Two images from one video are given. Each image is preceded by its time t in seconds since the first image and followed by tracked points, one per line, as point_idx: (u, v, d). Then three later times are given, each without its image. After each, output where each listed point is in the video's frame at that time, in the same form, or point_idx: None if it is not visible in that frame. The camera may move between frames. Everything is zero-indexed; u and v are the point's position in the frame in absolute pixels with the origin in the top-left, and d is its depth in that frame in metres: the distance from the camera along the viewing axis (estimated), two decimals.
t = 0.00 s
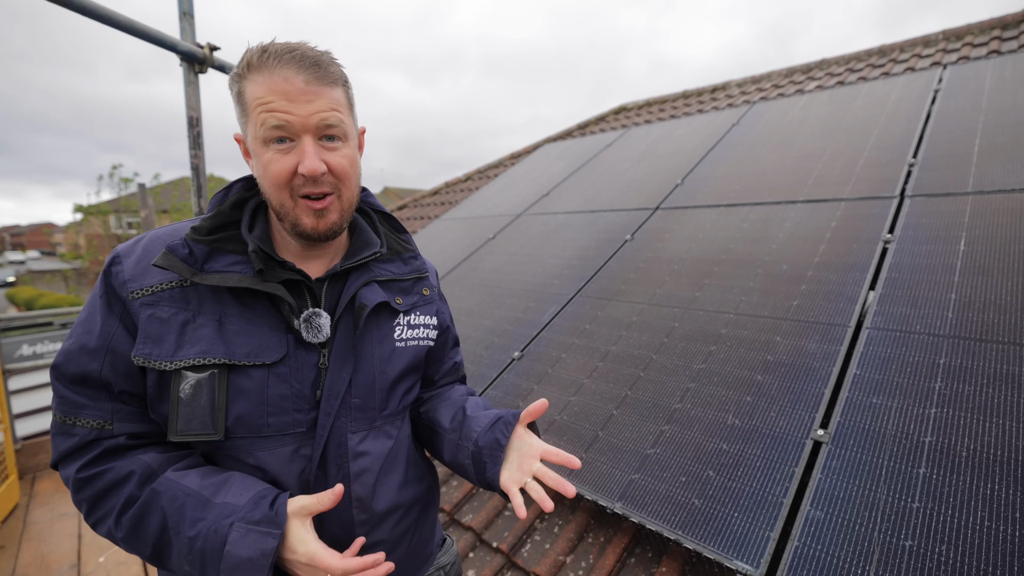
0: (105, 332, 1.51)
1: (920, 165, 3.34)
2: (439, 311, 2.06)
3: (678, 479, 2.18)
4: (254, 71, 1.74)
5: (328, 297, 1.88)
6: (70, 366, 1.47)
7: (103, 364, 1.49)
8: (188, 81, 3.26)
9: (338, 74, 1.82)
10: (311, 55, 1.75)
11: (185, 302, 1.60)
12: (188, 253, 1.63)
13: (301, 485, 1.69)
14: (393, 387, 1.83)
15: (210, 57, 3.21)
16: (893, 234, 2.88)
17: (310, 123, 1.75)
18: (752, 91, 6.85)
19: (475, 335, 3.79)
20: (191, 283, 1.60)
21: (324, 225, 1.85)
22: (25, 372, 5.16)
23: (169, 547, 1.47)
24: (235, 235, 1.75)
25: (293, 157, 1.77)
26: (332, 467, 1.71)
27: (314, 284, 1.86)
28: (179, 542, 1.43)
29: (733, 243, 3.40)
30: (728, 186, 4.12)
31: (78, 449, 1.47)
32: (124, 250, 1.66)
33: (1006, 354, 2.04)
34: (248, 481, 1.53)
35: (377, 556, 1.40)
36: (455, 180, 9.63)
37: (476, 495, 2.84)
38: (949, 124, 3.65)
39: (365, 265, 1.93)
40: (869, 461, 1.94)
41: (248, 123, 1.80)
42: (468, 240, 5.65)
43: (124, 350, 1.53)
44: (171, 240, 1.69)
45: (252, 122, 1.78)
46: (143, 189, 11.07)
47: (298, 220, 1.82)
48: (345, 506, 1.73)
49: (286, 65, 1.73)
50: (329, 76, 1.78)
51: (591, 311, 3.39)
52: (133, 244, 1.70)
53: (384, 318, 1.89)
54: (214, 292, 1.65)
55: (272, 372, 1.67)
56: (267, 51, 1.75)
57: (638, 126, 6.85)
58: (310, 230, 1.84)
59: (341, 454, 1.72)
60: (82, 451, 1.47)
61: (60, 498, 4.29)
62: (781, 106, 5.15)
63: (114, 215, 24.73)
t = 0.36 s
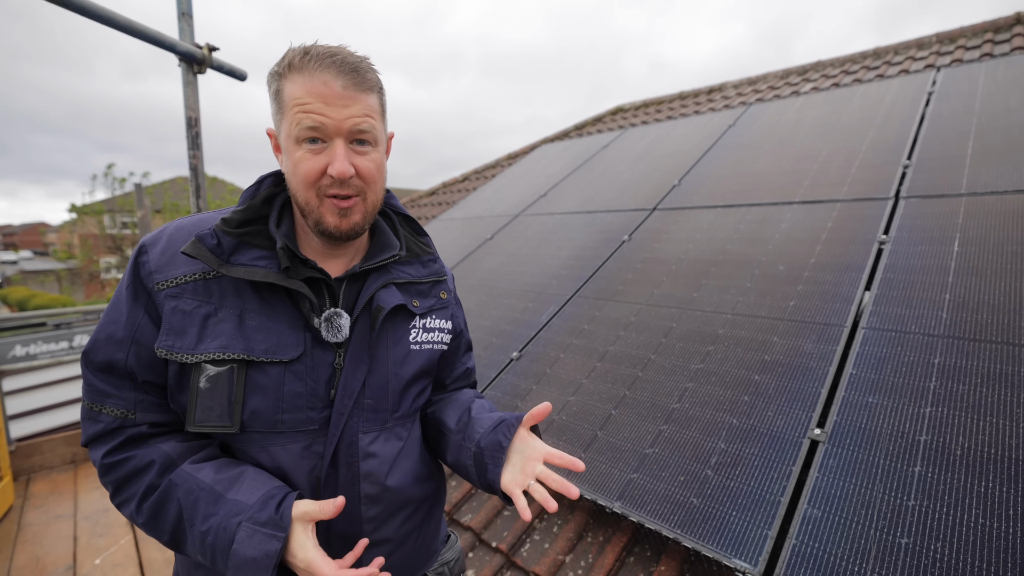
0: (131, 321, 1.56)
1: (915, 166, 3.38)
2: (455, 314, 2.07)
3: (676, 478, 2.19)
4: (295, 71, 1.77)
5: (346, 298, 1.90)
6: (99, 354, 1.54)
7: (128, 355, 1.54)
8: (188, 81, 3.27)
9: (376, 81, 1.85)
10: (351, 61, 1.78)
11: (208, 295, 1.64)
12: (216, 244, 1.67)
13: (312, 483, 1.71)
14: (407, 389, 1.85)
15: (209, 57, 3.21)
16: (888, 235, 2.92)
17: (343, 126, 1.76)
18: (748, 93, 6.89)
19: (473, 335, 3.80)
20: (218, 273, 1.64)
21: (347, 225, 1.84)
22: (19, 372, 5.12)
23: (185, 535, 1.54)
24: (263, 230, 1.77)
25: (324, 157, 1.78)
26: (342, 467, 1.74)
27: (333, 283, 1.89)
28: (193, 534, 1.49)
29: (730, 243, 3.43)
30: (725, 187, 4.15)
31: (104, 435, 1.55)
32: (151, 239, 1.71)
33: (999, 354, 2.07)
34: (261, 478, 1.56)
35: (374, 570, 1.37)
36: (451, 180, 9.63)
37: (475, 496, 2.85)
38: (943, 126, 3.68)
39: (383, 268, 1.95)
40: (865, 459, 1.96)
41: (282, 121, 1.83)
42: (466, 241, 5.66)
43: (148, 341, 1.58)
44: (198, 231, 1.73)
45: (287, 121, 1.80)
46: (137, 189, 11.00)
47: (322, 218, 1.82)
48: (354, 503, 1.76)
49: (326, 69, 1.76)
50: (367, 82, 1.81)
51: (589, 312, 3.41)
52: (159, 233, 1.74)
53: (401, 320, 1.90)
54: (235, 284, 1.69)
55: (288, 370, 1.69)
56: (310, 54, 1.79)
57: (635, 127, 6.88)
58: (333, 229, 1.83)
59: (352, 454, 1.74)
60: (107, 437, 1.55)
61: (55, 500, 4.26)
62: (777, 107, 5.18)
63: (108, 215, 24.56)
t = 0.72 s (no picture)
0: (148, 325, 1.56)
1: (912, 168, 3.40)
2: (458, 312, 2.09)
3: (677, 478, 2.20)
4: (306, 79, 1.78)
5: (355, 299, 1.91)
6: (114, 357, 1.54)
7: (145, 357, 1.55)
8: (191, 85, 3.29)
9: (386, 89, 1.85)
10: (363, 70, 1.78)
11: (223, 298, 1.64)
12: (231, 248, 1.66)
13: (326, 479, 1.72)
14: (415, 388, 1.87)
15: (212, 60, 3.23)
16: (886, 236, 2.93)
17: (354, 133, 1.77)
18: (745, 94, 6.90)
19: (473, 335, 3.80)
20: (235, 278, 1.64)
21: (355, 229, 1.85)
22: (15, 374, 5.09)
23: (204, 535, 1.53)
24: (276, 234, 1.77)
25: (334, 163, 1.79)
26: (356, 462, 1.75)
27: (343, 284, 1.88)
28: (214, 533, 1.49)
29: (728, 244, 3.45)
30: (723, 188, 4.16)
31: (120, 437, 1.55)
32: (163, 243, 1.70)
33: (998, 355, 2.09)
34: (278, 475, 1.58)
35: (393, 562, 1.42)
36: (449, 180, 9.64)
37: (475, 496, 2.86)
38: (940, 128, 3.71)
39: (390, 269, 1.96)
40: (865, 460, 1.97)
41: (293, 127, 1.84)
42: (465, 242, 5.67)
43: (164, 344, 1.58)
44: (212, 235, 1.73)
45: (298, 127, 1.80)
46: (135, 187, 11.00)
47: (330, 223, 1.83)
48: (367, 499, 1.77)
49: (338, 78, 1.76)
50: (377, 91, 1.81)
51: (588, 313, 3.41)
52: (170, 237, 1.74)
53: (407, 320, 1.91)
54: (250, 289, 1.69)
55: (302, 369, 1.70)
56: (322, 62, 1.79)
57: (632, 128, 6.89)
58: (341, 229, 1.84)
59: (364, 450, 1.75)
60: (124, 439, 1.56)
61: (53, 501, 4.25)
62: (774, 109, 5.20)
63: (104, 216, 24.49)
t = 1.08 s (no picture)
0: (147, 313, 1.60)
1: (913, 169, 3.40)
2: (456, 300, 2.09)
3: (681, 479, 2.21)
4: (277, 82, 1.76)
5: (351, 285, 1.93)
6: (116, 344, 1.57)
7: (144, 343, 1.57)
8: (195, 87, 3.31)
9: (357, 84, 1.82)
10: (330, 67, 1.75)
11: (222, 285, 1.68)
12: (229, 238, 1.71)
13: (325, 463, 1.69)
14: (415, 372, 1.86)
15: (217, 63, 3.24)
16: (887, 237, 2.94)
17: (327, 133, 1.76)
18: (745, 95, 6.92)
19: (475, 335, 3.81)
20: (233, 265, 1.68)
21: (339, 228, 1.88)
22: (17, 374, 5.08)
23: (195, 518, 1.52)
24: (272, 224, 1.81)
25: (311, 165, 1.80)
26: (356, 445, 1.73)
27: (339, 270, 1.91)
28: (203, 513, 1.47)
29: (730, 245, 3.45)
30: (725, 188, 4.17)
31: (117, 423, 1.56)
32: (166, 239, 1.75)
33: (1001, 356, 2.09)
34: (271, 456, 1.57)
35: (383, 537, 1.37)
36: (450, 181, 9.66)
37: (478, 496, 2.86)
38: (940, 128, 3.72)
39: (384, 255, 1.98)
40: (868, 460, 1.98)
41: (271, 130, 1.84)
42: (466, 242, 5.68)
43: (164, 331, 1.61)
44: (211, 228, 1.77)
45: (275, 130, 1.81)
46: (138, 190, 11.06)
47: (315, 224, 1.86)
48: (366, 484, 1.74)
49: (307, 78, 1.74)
50: (347, 87, 1.78)
51: (589, 314, 3.42)
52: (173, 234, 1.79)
53: (404, 305, 1.92)
54: (248, 276, 1.72)
55: (300, 351, 1.71)
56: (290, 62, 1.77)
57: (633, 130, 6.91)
58: (326, 233, 1.88)
59: (364, 433, 1.74)
60: (121, 425, 1.57)
61: (56, 501, 4.25)
62: (774, 110, 5.21)
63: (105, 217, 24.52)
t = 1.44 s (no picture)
0: (142, 316, 1.62)
1: (910, 171, 3.44)
2: (453, 300, 2.06)
3: (681, 479, 2.22)
4: (256, 90, 1.79)
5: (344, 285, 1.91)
6: (114, 348, 1.59)
7: (139, 345, 1.59)
8: (194, 87, 3.30)
9: (335, 86, 1.83)
10: (306, 70, 1.76)
11: (216, 287, 1.69)
12: (220, 242, 1.75)
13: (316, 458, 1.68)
14: (407, 370, 1.84)
15: (216, 62, 3.24)
16: (884, 239, 2.96)
17: (308, 135, 1.78)
18: (742, 97, 6.96)
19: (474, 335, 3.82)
20: (224, 268, 1.71)
21: (330, 229, 1.89)
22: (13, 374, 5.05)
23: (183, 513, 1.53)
24: (262, 227, 1.84)
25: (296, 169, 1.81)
26: (347, 443, 1.72)
27: (331, 270, 1.91)
28: (186, 508, 1.49)
29: (728, 247, 3.47)
30: (723, 190, 4.20)
31: (114, 423, 1.60)
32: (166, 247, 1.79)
33: (996, 356, 2.12)
34: (254, 451, 1.58)
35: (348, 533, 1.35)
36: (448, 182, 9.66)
37: (478, 497, 2.87)
38: (936, 131, 3.76)
39: (376, 255, 1.96)
40: (867, 459, 2.00)
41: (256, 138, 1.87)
42: (465, 244, 5.69)
43: (158, 333, 1.63)
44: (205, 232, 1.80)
45: (259, 138, 1.84)
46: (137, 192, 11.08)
47: (306, 228, 1.88)
48: (358, 482, 1.74)
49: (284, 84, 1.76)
50: (324, 89, 1.79)
51: (589, 315, 3.44)
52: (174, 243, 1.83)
53: (397, 304, 1.91)
54: (241, 278, 1.74)
55: (290, 349, 1.71)
56: (268, 70, 1.80)
57: (631, 132, 6.94)
58: (317, 235, 1.89)
59: (355, 430, 1.73)
60: (117, 424, 1.60)
61: (51, 504, 4.22)
62: (772, 113, 5.25)
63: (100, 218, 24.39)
